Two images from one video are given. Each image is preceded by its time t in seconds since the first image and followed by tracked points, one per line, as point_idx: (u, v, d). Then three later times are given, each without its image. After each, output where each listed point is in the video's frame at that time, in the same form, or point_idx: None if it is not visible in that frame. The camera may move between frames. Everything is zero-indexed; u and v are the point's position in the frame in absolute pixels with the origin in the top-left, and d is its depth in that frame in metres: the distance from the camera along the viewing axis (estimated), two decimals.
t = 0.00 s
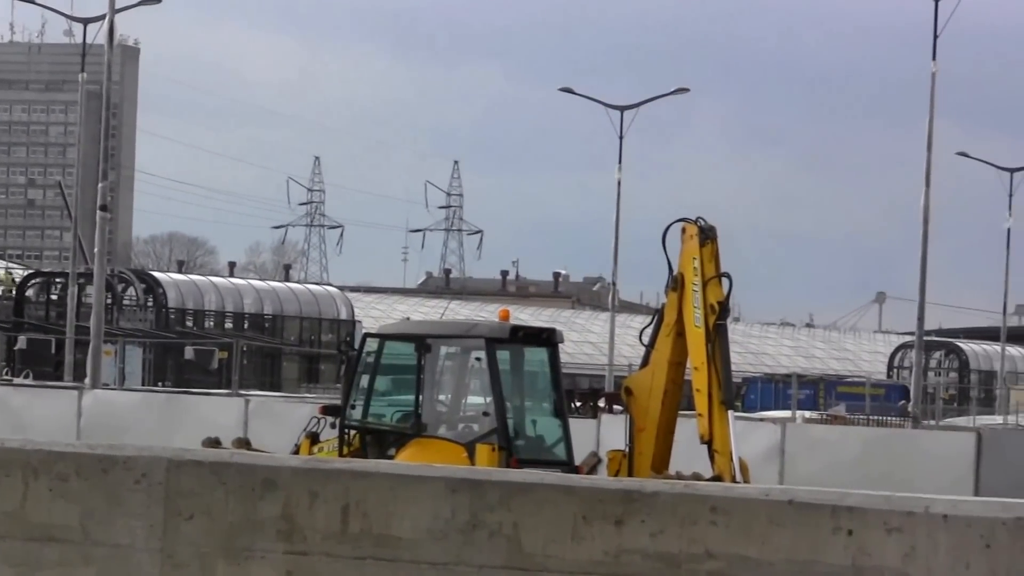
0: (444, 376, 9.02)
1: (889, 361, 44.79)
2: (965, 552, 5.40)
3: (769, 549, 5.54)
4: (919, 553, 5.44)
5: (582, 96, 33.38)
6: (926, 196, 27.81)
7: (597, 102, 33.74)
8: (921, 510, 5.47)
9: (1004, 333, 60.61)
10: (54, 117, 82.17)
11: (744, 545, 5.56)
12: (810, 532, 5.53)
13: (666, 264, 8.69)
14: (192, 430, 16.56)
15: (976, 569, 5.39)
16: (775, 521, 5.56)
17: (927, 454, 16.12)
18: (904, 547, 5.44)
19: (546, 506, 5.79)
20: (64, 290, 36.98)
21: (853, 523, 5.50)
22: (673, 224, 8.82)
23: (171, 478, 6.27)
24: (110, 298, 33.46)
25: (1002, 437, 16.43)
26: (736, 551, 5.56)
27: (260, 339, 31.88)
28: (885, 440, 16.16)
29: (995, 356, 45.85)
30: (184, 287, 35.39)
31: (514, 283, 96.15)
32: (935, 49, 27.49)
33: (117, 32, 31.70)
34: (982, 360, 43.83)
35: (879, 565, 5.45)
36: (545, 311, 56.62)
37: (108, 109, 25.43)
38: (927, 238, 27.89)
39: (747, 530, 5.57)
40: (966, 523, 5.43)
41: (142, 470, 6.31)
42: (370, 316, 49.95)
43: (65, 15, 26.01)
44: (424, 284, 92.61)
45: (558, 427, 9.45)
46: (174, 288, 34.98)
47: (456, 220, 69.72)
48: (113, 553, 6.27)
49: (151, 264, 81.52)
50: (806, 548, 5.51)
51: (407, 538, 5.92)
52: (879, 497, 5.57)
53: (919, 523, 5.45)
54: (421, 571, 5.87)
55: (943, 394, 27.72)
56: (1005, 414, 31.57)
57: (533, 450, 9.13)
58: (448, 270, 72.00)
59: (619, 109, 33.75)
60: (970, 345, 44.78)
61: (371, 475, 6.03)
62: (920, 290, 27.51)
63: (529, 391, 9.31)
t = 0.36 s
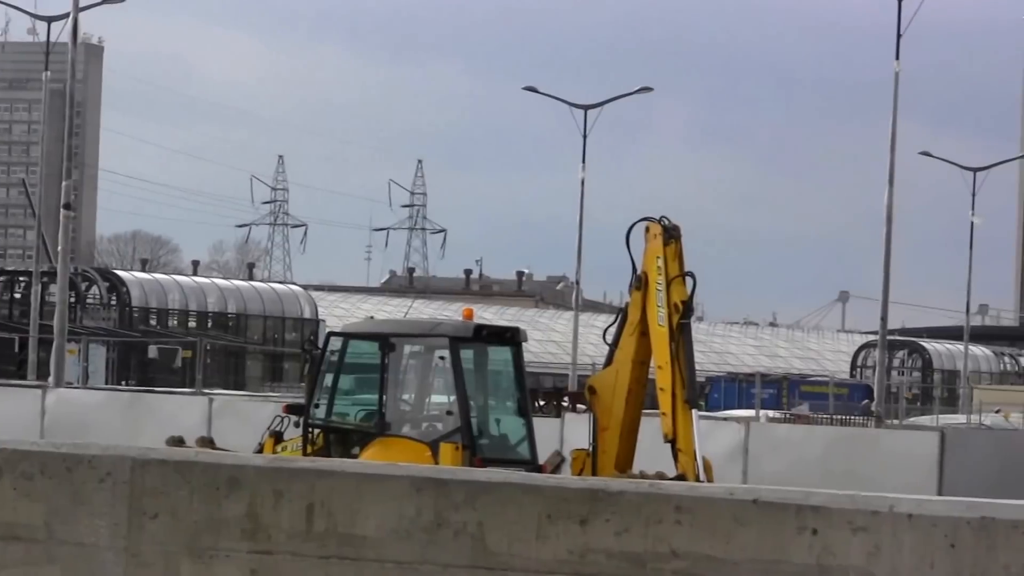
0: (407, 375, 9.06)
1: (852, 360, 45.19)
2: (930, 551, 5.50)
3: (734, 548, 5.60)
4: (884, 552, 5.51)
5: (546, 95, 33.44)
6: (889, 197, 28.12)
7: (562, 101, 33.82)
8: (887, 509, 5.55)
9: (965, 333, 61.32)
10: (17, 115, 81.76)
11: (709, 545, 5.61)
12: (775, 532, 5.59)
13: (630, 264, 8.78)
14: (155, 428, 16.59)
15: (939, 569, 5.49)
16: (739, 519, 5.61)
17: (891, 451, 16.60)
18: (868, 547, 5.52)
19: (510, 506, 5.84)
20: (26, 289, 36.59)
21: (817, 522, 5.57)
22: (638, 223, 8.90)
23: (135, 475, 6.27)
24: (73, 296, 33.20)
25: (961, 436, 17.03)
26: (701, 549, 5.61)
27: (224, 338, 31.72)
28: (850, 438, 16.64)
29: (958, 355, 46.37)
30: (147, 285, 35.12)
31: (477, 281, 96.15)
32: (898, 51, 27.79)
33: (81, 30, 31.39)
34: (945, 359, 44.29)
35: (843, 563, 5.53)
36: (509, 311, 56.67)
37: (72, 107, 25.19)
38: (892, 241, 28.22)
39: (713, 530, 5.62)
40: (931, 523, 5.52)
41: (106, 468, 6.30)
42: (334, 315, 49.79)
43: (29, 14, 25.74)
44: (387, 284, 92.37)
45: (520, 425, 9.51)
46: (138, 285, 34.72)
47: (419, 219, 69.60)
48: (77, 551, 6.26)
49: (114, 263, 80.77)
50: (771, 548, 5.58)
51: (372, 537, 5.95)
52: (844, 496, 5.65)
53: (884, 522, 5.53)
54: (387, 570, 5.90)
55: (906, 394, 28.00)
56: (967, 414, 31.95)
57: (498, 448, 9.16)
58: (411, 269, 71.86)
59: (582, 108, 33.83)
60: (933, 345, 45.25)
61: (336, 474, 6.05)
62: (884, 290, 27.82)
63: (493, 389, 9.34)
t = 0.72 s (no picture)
0: (373, 374, 9.10)
1: (817, 359, 45.57)
2: (894, 550, 5.52)
3: (698, 547, 5.63)
4: (848, 550, 5.54)
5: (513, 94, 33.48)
6: (854, 197, 28.41)
7: (529, 100, 33.90)
8: (851, 508, 5.57)
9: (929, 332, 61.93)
10: None
11: (673, 543, 5.66)
12: (739, 530, 5.63)
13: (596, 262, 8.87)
14: (121, 427, 16.63)
15: (904, 568, 5.51)
16: (704, 517, 5.66)
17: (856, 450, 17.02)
18: (832, 545, 5.55)
19: (475, 504, 5.89)
20: None
21: (782, 521, 5.61)
22: (603, 222, 8.99)
23: (102, 474, 6.31)
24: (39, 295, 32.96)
25: (925, 436, 17.45)
26: (666, 547, 5.66)
27: (190, 337, 31.61)
28: (817, 437, 17.04)
29: (923, 354, 46.82)
30: (114, 283, 34.89)
31: (445, 280, 96.13)
32: (863, 52, 28.04)
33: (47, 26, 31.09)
34: (910, 358, 44.69)
35: (806, 562, 5.56)
36: (476, 309, 56.73)
37: (38, 105, 24.99)
38: (858, 241, 28.50)
39: (677, 528, 5.66)
40: (896, 522, 5.54)
41: (73, 467, 6.34)
42: (300, 313, 49.66)
43: None
44: (355, 282, 92.17)
45: (487, 424, 9.56)
46: (104, 284, 34.50)
47: (385, 218, 69.49)
48: (43, 550, 6.29)
49: (81, 261, 80.14)
50: (734, 546, 5.62)
51: (337, 536, 5.99)
52: (808, 495, 5.68)
53: (849, 520, 5.55)
54: (351, 569, 5.95)
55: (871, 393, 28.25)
56: (931, 412, 32.28)
57: (463, 447, 9.21)
58: (378, 268, 71.77)
59: (548, 106, 33.91)
60: (898, 344, 45.65)
61: (300, 473, 6.09)
62: (848, 290, 28.08)
63: (458, 388, 9.40)
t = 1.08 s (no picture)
0: (338, 371, 9.14)
1: (781, 356, 45.96)
2: (857, 547, 5.57)
3: (662, 542, 5.71)
4: (812, 547, 5.60)
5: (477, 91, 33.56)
6: (817, 197, 28.72)
7: (493, 98, 33.98)
8: (813, 504, 5.63)
9: (891, 328, 62.59)
10: None
11: (636, 539, 5.74)
12: (702, 527, 5.70)
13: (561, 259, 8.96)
14: (87, 424, 16.62)
15: (867, 566, 5.56)
16: (667, 514, 5.73)
17: (818, 447, 17.31)
18: (795, 542, 5.61)
19: (439, 501, 5.97)
20: None
21: (745, 517, 5.68)
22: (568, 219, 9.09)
23: (67, 470, 6.36)
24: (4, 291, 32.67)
25: (886, 432, 17.74)
26: (629, 544, 5.74)
27: (156, 333, 31.45)
28: (779, 434, 17.33)
29: (885, 351, 47.30)
30: (79, 279, 34.66)
31: (411, 277, 96.05)
32: (826, 52, 28.30)
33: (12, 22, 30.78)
34: (873, 355, 45.12)
35: (770, 559, 5.62)
36: (441, 306, 56.76)
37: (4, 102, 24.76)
38: (820, 239, 28.81)
39: (641, 525, 5.74)
40: (858, 518, 5.59)
41: (38, 462, 6.39)
42: (265, 310, 49.49)
43: None
44: (320, 279, 91.94)
45: (451, 421, 9.64)
46: (70, 280, 34.26)
47: (351, 215, 69.35)
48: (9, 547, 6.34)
49: (45, 258, 79.46)
50: (698, 542, 5.68)
51: (301, 532, 6.06)
52: (771, 491, 5.74)
53: (811, 518, 5.61)
54: (316, 565, 6.03)
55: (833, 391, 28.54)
56: (892, 408, 32.65)
57: (426, 445, 9.29)
58: (343, 265, 71.61)
59: (514, 104, 33.99)
60: (861, 340, 46.09)
61: (266, 470, 6.15)
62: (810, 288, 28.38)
63: (423, 385, 9.47)
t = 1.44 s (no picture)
0: (301, 366, 9.18)
1: (742, 352, 46.30)
2: (819, 541, 5.65)
3: (625, 538, 5.78)
4: (772, 542, 5.68)
5: (440, 87, 33.58)
6: (779, 193, 28.99)
7: (456, 94, 34.04)
8: (775, 500, 5.72)
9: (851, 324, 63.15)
10: None
11: (596, 534, 5.81)
12: (664, 522, 5.77)
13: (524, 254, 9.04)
14: (50, 419, 16.61)
15: (827, 561, 5.64)
16: (630, 509, 5.81)
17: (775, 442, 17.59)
18: (757, 536, 5.69)
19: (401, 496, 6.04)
20: None
21: (706, 512, 5.75)
22: (530, 215, 9.19)
23: (31, 466, 6.40)
24: None
25: (845, 428, 17.93)
26: (593, 539, 5.80)
27: (120, 329, 31.27)
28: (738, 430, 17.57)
29: (845, 346, 47.75)
30: (43, 274, 34.33)
31: (374, 273, 95.73)
32: (788, 50, 28.57)
33: None
34: (834, 350, 45.54)
35: (731, 554, 5.70)
36: (404, 301, 56.71)
37: None
38: (782, 235, 29.10)
39: (604, 519, 5.81)
40: (819, 513, 5.68)
41: (2, 459, 6.42)
42: (228, 306, 49.20)
43: None
44: (283, 274, 91.47)
45: (413, 416, 9.71)
46: (33, 275, 33.92)
47: (314, 210, 69.06)
48: None
49: (5, 254, 78.52)
50: (660, 537, 5.76)
51: (265, 527, 6.12)
52: (732, 487, 5.81)
53: (774, 513, 5.69)
54: (279, 560, 6.09)
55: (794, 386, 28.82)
56: (852, 404, 33.00)
57: (389, 440, 9.35)
58: (307, 260, 71.37)
59: (478, 100, 34.02)
60: (822, 336, 46.49)
61: (229, 465, 6.21)
62: (771, 283, 28.65)
63: (386, 380, 9.53)
